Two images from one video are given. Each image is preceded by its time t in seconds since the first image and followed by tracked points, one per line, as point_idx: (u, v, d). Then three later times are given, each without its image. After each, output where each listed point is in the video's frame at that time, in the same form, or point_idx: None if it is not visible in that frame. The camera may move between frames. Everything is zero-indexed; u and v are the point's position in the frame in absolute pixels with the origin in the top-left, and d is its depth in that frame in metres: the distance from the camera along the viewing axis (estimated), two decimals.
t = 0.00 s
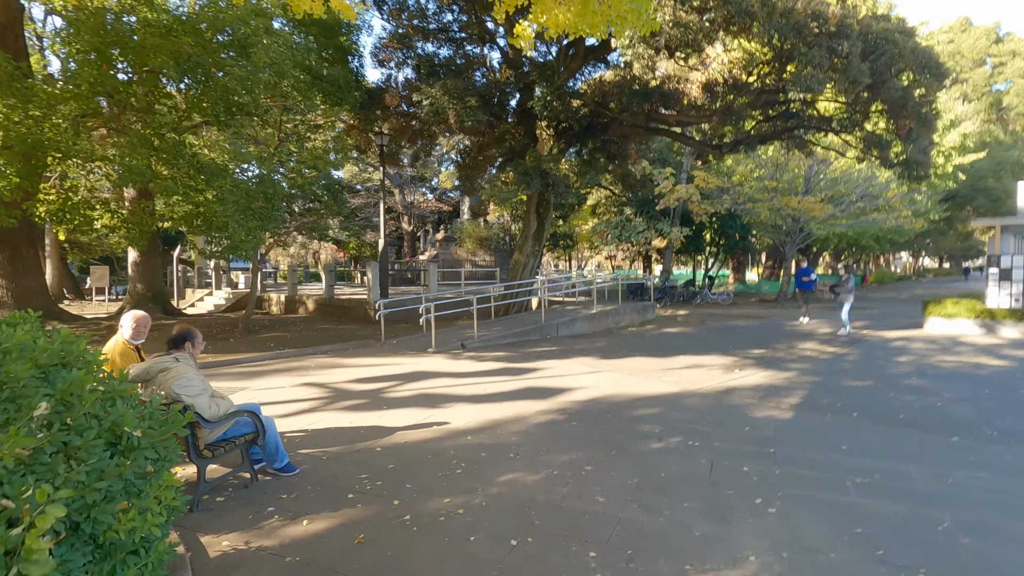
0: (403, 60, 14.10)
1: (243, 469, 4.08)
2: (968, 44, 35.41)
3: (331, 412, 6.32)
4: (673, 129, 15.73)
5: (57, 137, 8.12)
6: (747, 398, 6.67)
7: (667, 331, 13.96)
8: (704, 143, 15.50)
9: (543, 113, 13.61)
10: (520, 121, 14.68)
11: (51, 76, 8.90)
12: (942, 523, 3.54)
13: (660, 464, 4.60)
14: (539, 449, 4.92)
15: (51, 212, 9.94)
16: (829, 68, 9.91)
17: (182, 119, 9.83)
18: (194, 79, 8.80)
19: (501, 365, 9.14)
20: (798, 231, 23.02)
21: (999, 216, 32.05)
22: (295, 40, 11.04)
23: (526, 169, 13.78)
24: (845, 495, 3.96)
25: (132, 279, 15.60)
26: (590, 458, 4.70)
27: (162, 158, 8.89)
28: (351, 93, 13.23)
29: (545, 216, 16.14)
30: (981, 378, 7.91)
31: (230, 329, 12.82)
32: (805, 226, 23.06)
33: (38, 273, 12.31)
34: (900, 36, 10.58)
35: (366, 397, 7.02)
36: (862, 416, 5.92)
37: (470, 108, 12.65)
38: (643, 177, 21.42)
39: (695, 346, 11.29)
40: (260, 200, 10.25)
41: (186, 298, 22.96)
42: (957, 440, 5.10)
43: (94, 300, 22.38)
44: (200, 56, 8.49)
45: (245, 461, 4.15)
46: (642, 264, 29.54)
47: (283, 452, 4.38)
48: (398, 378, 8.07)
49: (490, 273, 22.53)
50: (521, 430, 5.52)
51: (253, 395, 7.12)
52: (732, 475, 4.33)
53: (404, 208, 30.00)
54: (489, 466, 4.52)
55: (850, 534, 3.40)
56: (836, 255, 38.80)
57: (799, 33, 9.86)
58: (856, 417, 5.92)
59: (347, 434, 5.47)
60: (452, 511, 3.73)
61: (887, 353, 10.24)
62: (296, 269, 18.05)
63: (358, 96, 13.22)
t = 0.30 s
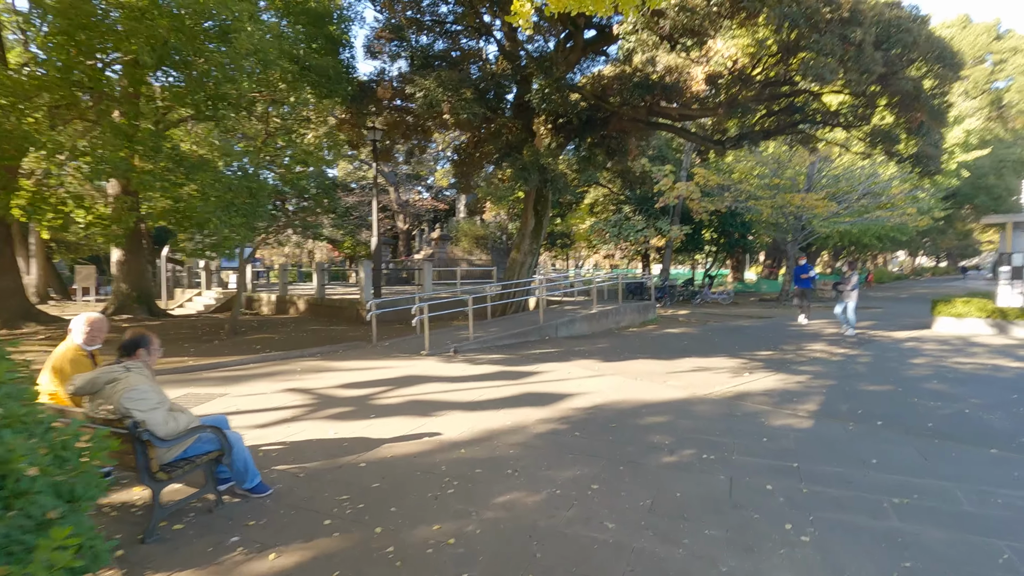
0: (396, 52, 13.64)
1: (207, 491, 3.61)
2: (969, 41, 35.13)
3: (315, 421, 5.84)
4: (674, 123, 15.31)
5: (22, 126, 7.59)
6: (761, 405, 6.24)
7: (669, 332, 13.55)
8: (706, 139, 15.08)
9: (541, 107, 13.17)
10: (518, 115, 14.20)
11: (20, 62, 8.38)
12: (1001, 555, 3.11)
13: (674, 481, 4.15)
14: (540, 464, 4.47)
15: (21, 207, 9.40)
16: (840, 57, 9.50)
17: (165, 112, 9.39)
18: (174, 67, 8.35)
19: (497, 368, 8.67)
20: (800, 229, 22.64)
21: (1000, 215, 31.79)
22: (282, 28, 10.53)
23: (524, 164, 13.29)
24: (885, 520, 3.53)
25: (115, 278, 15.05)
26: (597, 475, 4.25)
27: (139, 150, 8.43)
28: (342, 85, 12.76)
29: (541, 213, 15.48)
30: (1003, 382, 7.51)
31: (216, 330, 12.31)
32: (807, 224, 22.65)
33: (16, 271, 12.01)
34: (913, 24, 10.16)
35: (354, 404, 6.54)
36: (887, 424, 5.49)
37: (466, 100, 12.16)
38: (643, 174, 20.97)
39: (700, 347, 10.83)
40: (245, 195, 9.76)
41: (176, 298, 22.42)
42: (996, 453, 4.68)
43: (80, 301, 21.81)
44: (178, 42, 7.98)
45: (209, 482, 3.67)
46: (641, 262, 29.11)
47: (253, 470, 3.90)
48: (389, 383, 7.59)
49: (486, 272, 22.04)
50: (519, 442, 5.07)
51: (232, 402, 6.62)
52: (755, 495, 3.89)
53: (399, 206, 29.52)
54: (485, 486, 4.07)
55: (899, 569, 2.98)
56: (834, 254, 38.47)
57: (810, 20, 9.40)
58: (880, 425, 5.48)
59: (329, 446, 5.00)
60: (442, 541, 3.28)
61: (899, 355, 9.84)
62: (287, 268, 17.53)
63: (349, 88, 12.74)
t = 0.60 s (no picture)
0: (391, 47, 13.19)
1: (171, 522, 3.20)
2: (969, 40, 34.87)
3: (301, 433, 5.42)
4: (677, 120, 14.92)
5: None
6: (778, 415, 5.84)
7: (673, 334, 13.15)
8: (710, 136, 14.71)
9: (541, 102, 12.67)
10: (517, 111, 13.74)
11: None
12: None
13: (695, 506, 3.75)
14: (545, 486, 4.06)
15: None
16: (854, 49, 9.11)
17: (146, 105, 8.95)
18: (159, 65, 7.95)
19: (496, 374, 8.25)
20: (803, 229, 22.26)
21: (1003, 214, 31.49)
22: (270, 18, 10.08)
23: (523, 162, 12.85)
24: (936, 554, 3.13)
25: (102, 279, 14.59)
26: (608, 499, 3.84)
27: (116, 146, 8.03)
28: (335, 80, 12.31)
29: (542, 211, 15.11)
30: None
31: (204, 334, 11.88)
32: (810, 224, 22.29)
33: None
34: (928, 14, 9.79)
35: (343, 415, 6.12)
36: (916, 438, 5.09)
37: (463, 95, 11.71)
38: (644, 173, 20.54)
39: (706, 351, 10.43)
40: (230, 194, 9.34)
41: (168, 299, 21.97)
42: None
43: (69, 302, 21.32)
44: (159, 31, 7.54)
45: (173, 513, 3.24)
46: (642, 263, 28.71)
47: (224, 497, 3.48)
48: (381, 391, 7.17)
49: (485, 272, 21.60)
50: (521, 459, 4.66)
51: (213, 412, 6.19)
52: (786, 523, 3.49)
53: (396, 206, 29.08)
54: (484, 513, 3.66)
55: None
56: (835, 253, 38.18)
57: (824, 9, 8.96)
58: (909, 439, 5.09)
59: (314, 465, 4.57)
60: None
61: (914, 359, 9.46)
62: (280, 269, 17.08)
63: (342, 82, 12.32)
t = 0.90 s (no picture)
0: (389, 41, 12.80)
1: (137, 557, 2.79)
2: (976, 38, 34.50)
3: (291, 447, 5.02)
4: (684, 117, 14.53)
5: None
6: (803, 427, 5.45)
7: (680, 337, 12.76)
8: (718, 133, 14.34)
9: (545, 98, 12.27)
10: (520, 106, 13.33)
11: None
12: None
13: (726, 535, 3.36)
14: (558, 510, 3.66)
15: None
16: (874, 39, 8.72)
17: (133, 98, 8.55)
18: (146, 59, 7.55)
19: (500, 381, 7.85)
20: (810, 228, 21.88)
21: (1010, 214, 31.12)
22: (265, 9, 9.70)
23: (526, 160, 12.42)
24: None
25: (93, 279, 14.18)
26: (629, 526, 3.45)
27: (99, 142, 7.65)
28: (330, 74, 11.99)
29: (545, 210, 14.69)
30: None
31: (197, 337, 11.48)
32: (817, 224, 21.91)
33: None
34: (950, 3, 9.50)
35: (337, 426, 5.71)
36: (957, 452, 4.70)
37: (464, 89, 11.30)
38: (649, 171, 20.16)
39: (717, 355, 10.02)
40: (222, 193, 8.91)
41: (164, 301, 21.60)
42: None
43: (63, 304, 20.94)
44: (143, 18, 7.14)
45: (138, 548, 2.80)
46: (644, 263, 28.32)
47: (198, 528, 3.08)
48: (378, 399, 6.77)
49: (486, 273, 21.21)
50: (529, 478, 4.26)
51: (197, 423, 5.79)
52: (833, 556, 3.10)
53: (395, 206, 28.74)
54: (490, 544, 3.26)
55: None
56: (839, 254, 37.77)
57: None
58: (950, 453, 4.71)
59: (302, 484, 4.17)
60: None
61: (936, 364, 9.06)
62: (276, 270, 16.70)
63: (339, 77, 11.96)
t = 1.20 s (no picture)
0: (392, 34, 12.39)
1: None
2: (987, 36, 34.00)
3: (285, 463, 4.63)
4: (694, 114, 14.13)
5: None
6: (838, 441, 5.04)
7: (691, 340, 12.36)
8: (729, 130, 13.94)
9: (553, 94, 11.88)
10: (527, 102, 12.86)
11: None
12: None
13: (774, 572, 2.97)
14: (582, 542, 3.27)
15: None
16: (901, 28, 8.29)
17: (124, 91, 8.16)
18: (137, 50, 7.18)
19: (507, 387, 7.45)
20: (820, 228, 21.47)
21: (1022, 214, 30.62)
22: None
23: (533, 157, 11.93)
24: None
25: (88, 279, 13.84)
26: (663, 562, 3.06)
27: (84, 138, 7.30)
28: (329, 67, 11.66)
29: (552, 210, 14.23)
30: None
31: (193, 340, 11.10)
32: (828, 224, 21.47)
33: None
34: None
35: (335, 438, 5.33)
36: (1013, 472, 4.31)
37: (469, 84, 10.92)
38: (656, 170, 19.77)
39: (732, 359, 9.61)
40: (217, 191, 8.51)
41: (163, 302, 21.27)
42: None
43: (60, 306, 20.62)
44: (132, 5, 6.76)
45: None
46: (650, 264, 27.91)
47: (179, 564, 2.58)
48: (379, 408, 6.38)
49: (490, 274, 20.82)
50: (545, 501, 3.87)
51: (186, 434, 5.40)
52: None
53: (398, 206, 28.41)
54: None
55: None
56: (845, 254, 37.25)
57: None
58: (1004, 474, 4.31)
59: (296, 508, 3.78)
60: None
61: (964, 370, 8.65)
62: (276, 271, 16.32)
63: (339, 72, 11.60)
